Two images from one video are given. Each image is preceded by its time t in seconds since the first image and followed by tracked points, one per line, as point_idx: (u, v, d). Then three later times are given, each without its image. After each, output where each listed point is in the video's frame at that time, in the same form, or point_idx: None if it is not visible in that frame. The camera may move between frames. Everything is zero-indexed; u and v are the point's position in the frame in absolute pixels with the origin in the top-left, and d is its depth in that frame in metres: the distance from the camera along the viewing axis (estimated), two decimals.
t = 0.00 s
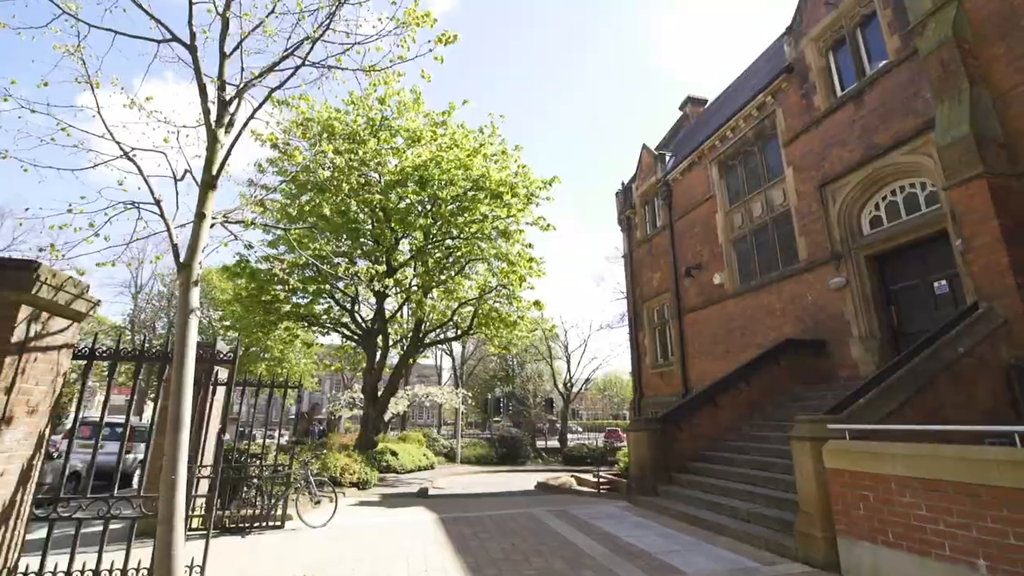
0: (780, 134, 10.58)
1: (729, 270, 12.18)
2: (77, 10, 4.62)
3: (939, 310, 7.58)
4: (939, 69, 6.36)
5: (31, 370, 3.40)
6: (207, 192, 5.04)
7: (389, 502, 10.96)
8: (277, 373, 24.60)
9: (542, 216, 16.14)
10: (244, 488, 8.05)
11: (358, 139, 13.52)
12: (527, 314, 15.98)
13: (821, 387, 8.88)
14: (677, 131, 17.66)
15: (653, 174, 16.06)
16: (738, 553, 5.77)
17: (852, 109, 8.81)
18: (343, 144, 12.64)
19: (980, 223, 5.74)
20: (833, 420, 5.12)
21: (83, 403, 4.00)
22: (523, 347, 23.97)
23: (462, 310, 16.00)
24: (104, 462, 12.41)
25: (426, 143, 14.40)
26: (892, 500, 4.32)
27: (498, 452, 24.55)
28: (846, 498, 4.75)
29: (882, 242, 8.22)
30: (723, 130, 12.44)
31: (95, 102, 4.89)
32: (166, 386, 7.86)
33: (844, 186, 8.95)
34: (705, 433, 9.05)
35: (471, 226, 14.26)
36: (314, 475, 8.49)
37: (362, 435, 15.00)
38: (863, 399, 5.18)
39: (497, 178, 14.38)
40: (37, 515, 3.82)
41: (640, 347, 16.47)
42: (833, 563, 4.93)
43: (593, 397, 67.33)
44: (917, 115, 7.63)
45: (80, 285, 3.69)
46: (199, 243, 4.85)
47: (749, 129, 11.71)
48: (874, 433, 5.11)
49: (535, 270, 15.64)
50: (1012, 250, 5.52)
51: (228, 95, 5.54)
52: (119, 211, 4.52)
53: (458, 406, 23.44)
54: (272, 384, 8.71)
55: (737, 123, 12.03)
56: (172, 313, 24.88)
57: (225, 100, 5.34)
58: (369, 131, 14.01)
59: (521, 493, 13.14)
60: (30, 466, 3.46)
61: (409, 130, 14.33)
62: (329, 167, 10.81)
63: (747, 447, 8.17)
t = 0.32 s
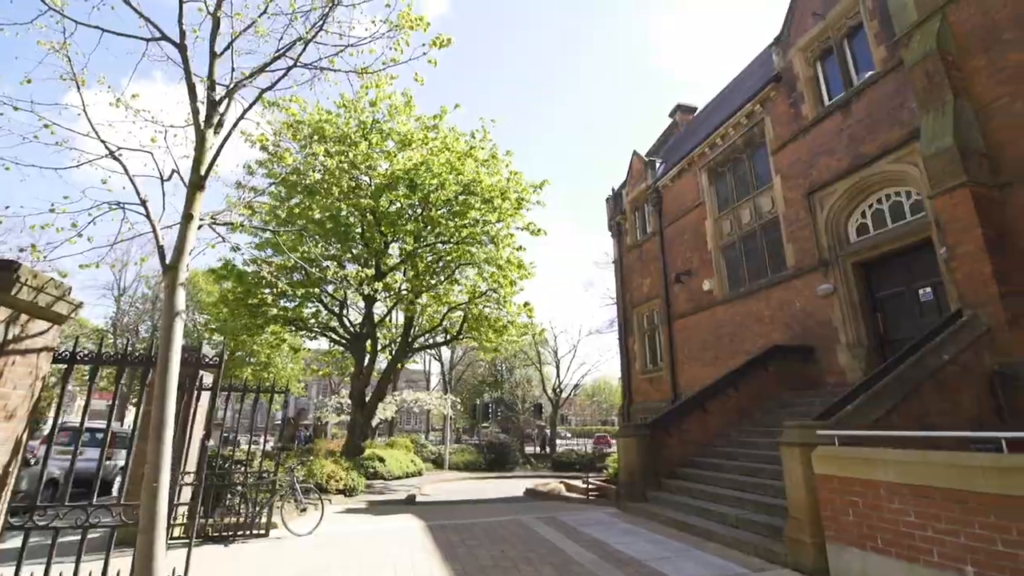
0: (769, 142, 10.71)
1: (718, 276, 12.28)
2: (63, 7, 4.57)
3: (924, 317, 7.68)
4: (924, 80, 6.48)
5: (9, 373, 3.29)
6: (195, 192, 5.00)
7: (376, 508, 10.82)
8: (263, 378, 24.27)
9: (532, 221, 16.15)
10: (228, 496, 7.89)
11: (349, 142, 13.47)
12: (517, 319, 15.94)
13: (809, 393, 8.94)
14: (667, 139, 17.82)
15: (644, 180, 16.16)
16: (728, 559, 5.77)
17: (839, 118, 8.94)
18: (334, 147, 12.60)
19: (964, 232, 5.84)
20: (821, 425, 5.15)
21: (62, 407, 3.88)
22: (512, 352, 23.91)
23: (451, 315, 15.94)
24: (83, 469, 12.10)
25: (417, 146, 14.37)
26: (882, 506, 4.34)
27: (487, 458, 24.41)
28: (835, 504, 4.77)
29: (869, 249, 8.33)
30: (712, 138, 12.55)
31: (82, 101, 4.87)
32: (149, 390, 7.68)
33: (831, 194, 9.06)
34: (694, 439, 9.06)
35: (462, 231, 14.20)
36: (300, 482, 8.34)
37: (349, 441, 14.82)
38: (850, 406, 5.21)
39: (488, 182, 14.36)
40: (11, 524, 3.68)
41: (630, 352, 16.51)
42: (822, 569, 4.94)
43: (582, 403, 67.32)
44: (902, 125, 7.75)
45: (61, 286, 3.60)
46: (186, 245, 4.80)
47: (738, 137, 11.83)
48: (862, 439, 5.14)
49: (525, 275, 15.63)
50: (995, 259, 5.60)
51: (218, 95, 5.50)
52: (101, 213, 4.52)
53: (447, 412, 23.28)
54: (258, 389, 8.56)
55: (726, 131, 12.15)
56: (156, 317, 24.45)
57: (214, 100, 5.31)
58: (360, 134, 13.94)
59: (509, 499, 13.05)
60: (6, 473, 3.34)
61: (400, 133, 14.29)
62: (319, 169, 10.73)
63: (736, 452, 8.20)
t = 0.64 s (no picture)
0: (756, 151, 10.85)
1: (706, 283, 12.38)
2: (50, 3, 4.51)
3: (908, 325, 7.80)
4: (908, 92, 6.62)
5: None
6: (182, 193, 4.97)
7: (363, 516, 10.68)
8: (248, 384, 23.90)
9: (522, 226, 16.17)
10: (211, 503, 7.75)
11: (340, 145, 13.39)
12: (506, 324, 15.92)
13: (796, 400, 9.02)
14: (656, 147, 18.01)
15: (634, 187, 16.27)
16: (716, 567, 5.76)
17: (826, 128, 9.08)
18: (325, 150, 12.54)
19: (948, 242, 5.93)
20: (809, 432, 5.18)
21: (40, 412, 3.77)
22: (501, 358, 23.86)
23: (440, 321, 15.88)
24: (61, 476, 11.79)
25: (407, 151, 14.35)
26: (869, 513, 4.36)
27: (475, 464, 24.26)
28: (823, 511, 4.79)
29: (854, 258, 8.45)
30: (701, 146, 12.67)
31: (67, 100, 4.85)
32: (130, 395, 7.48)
33: (818, 203, 9.20)
34: (683, 446, 9.08)
35: (452, 237, 14.16)
36: (286, 489, 8.21)
37: (336, 448, 14.61)
38: (837, 413, 5.25)
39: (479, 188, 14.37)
40: None
41: (618, 359, 16.56)
42: None
43: (571, 409, 67.35)
44: (887, 136, 7.90)
45: (42, 288, 3.54)
46: (172, 247, 4.74)
47: (727, 146, 11.97)
48: (849, 446, 5.18)
49: (514, 280, 15.63)
50: (978, 268, 5.71)
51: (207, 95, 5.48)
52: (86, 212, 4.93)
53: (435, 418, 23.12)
54: (244, 394, 8.43)
55: (715, 139, 12.28)
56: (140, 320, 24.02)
57: (203, 100, 5.28)
58: (350, 138, 13.88)
59: (498, 506, 12.96)
60: None
61: (391, 138, 14.26)
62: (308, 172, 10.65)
63: (724, 459, 8.23)
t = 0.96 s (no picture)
0: (743, 160, 11.00)
1: (694, 291, 12.48)
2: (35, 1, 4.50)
3: (891, 334, 7.93)
4: (891, 105, 6.75)
5: None
6: (168, 195, 4.91)
7: (347, 525, 10.51)
8: (231, 389, 23.46)
9: (511, 232, 16.17)
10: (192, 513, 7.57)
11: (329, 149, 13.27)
12: (494, 330, 15.89)
13: (781, 408, 9.10)
14: (644, 156, 18.21)
15: (622, 195, 16.39)
16: None
17: (811, 140, 9.25)
18: (314, 153, 12.43)
19: (930, 252, 6.04)
20: (796, 440, 5.21)
21: (16, 419, 3.65)
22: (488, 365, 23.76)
23: (428, 327, 15.80)
24: (37, 484, 11.42)
25: (397, 156, 14.28)
26: (856, 521, 4.38)
27: (461, 472, 24.05)
28: (811, 518, 4.81)
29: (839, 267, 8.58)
30: (689, 155, 12.83)
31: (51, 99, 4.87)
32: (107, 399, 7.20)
33: (803, 213, 9.34)
34: (670, 454, 9.09)
35: (440, 242, 14.12)
36: (269, 497, 8.04)
37: (320, 455, 14.36)
38: (824, 420, 5.29)
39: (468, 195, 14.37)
40: None
41: (606, 366, 16.60)
42: None
43: (557, 416, 67.28)
44: (870, 147, 8.06)
45: (20, 290, 3.44)
46: (157, 250, 4.65)
47: (714, 155, 12.12)
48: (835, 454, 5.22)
49: (504, 285, 15.60)
50: (959, 278, 5.82)
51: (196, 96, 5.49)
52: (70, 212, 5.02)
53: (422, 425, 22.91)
54: (228, 401, 8.26)
55: (703, 149, 12.44)
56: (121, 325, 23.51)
57: (192, 100, 5.26)
58: (340, 142, 13.77)
59: (485, 515, 12.85)
60: None
61: (381, 142, 14.18)
62: (296, 176, 10.55)
63: (711, 467, 8.27)
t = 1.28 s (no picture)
0: (729, 172, 11.18)
1: (679, 300, 12.61)
2: None
3: (872, 344, 8.07)
4: (873, 119, 6.93)
5: None
6: (151, 197, 4.86)
7: (329, 535, 10.31)
8: (211, 396, 22.98)
9: (498, 240, 16.18)
10: (170, 523, 7.37)
11: (316, 153, 13.16)
12: (481, 338, 15.85)
13: (765, 416, 9.20)
14: (630, 166, 18.43)
15: (609, 205, 16.54)
16: None
17: (794, 152, 9.44)
18: (301, 158, 12.32)
19: (910, 264, 6.18)
20: (781, 448, 5.26)
21: None
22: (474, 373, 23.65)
23: (414, 334, 15.70)
24: (8, 493, 10.96)
25: (385, 162, 14.20)
26: (840, 530, 4.42)
27: (446, 480, 23.83)
28: (796, 527, 4.84)
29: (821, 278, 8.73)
30: (675, 166, 13.02)
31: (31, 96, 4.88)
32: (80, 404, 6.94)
33: (787, 224, 9.51)
34: (656, 463, 9.12)
35: (427, 249, 14.06)
36: (251, 506, 7.87)
37: (303, 463, 14.10)
38: (808, 429, 5.35)
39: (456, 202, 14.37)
40: None
41: (592, 374, 16.66)
42: None
43: (542, 425, 67.13)
44: (852, 161, 8.25)
45: None
46: (138, 253, 4.56)
47: (700, 166, 12.31)
48: (820, 463, 5.27)
49: (491, 292, 15.58)
50: (938, 289, 5.96)
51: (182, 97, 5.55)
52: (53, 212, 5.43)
53: (406, 433, 22.66)
54: (209, 408, 8.09)
55: (689, 160, 12.64)
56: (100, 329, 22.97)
57: (178, 101, 5.26)
58: (328, 147, 13.67)
59: (469, 524, 12.72)
60: None
61: (369, 148, 14.10)
62: (282, 181, 10.43)
63: (696, 476, 8.32)
